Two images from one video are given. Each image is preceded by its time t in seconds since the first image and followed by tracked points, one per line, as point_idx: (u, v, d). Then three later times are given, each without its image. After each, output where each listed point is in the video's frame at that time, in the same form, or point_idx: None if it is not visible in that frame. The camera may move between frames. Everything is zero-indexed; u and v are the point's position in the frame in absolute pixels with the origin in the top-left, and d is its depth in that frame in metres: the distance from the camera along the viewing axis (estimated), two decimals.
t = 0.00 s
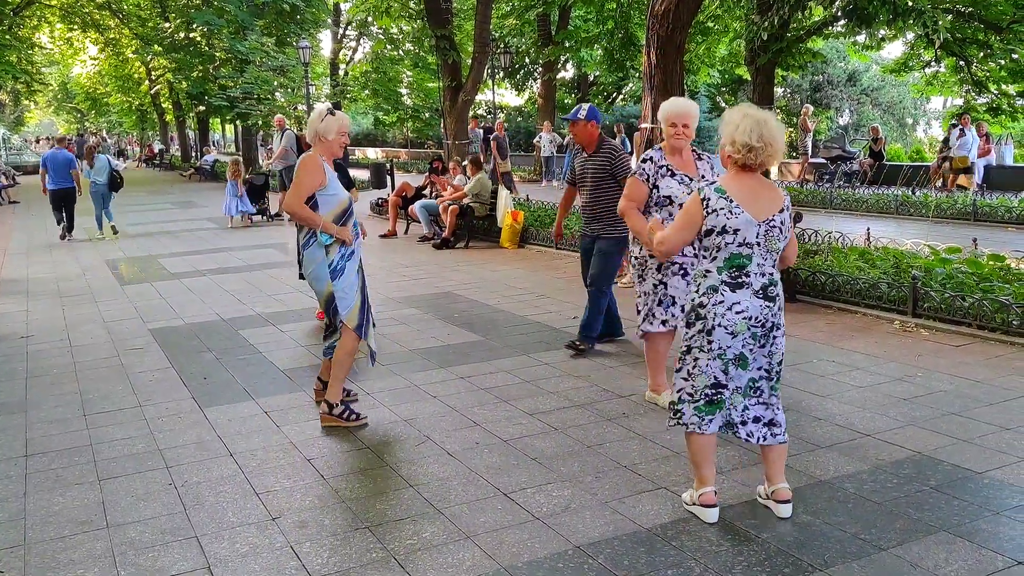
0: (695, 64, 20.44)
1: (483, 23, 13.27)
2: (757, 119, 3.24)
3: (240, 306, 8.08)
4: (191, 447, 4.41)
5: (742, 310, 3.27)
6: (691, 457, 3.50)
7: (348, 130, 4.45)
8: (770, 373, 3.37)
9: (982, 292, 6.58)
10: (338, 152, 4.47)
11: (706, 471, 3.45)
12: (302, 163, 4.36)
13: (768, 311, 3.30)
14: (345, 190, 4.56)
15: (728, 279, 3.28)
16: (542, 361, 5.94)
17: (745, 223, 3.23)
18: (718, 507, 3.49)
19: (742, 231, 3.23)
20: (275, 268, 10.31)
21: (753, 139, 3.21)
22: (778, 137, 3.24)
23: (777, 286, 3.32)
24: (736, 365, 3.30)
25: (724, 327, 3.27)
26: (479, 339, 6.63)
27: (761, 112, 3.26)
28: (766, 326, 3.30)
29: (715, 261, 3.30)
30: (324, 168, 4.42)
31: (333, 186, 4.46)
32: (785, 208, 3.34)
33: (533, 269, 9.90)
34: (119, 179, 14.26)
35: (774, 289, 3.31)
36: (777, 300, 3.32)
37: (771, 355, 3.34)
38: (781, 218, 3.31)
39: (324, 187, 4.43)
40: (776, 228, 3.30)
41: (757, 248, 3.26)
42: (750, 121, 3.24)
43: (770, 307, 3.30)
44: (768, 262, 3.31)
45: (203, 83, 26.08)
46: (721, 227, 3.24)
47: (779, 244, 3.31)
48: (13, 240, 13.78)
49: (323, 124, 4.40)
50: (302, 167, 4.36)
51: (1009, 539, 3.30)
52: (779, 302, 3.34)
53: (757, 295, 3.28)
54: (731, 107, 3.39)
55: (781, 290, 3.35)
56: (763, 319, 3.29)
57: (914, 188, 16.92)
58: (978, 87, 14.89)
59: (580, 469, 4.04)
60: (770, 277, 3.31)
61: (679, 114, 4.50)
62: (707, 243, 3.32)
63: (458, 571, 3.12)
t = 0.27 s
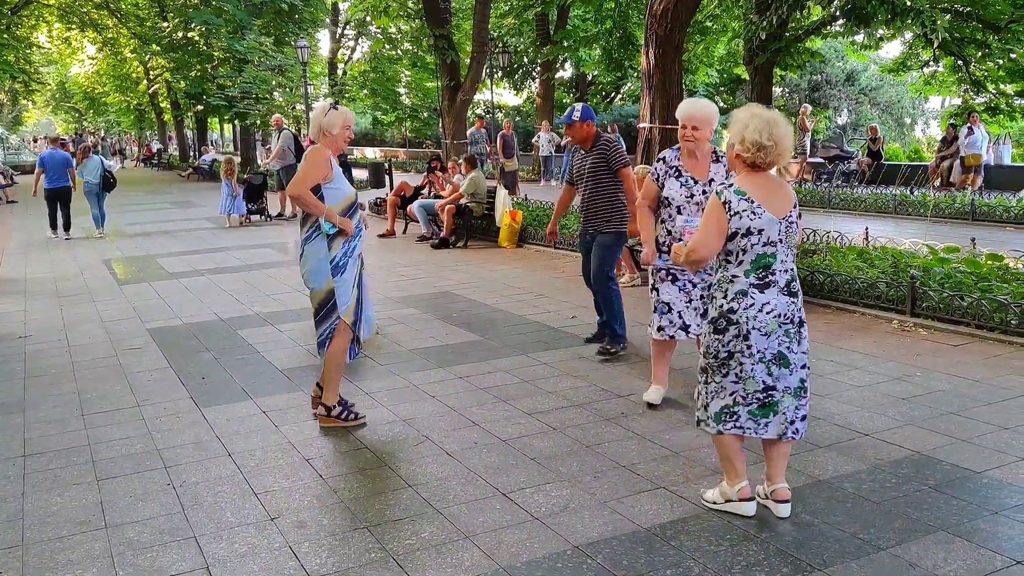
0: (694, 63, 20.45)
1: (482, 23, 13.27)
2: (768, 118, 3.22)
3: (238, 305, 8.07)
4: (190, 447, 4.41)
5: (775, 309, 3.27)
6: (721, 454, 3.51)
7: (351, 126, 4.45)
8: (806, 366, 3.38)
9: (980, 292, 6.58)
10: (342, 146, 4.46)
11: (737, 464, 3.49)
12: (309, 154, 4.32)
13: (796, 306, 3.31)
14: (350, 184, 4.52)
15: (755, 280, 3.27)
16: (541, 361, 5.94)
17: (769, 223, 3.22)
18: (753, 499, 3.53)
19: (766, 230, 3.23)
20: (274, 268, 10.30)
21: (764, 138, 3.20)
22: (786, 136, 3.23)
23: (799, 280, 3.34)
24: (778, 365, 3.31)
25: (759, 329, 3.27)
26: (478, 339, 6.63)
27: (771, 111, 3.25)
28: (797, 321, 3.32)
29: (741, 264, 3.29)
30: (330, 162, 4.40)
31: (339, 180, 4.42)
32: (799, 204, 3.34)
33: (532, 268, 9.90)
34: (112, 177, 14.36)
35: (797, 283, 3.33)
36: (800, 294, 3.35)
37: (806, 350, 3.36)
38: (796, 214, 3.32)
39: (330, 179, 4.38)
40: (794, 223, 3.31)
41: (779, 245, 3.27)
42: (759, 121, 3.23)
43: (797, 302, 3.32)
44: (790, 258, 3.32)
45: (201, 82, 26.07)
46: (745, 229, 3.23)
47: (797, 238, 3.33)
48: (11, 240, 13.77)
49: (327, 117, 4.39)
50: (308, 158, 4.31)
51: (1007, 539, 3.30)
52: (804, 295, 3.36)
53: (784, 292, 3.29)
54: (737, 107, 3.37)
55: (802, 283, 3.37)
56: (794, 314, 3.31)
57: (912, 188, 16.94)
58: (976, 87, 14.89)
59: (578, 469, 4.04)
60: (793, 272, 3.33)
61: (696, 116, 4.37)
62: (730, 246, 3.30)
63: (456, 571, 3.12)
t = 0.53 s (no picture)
0: (692, 63, 20.46)
1: (480, 23, 13.26)
2: (768, 121, 3.21)
3: (236, 305, 8.07)
4: (188, 447, 4.40)
5: (777, 310, 3.28)
6: (710, 453, 3.51)
7: (362, 131, 4.36)
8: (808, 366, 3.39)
9: (979, 292, 6.58)
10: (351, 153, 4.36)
11: (726, 468, 3.47)
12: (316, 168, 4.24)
13: (797, 306, 3.33)
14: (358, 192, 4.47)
15: (757, 281, 3.27)
16: (539, 361, 5.94)
17: (770, 223, 3.23)
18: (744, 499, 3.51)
19: (767, 230, 3.24)
20: (272, 268, 10.30)
21: (765, 144, 3.19)
22: (787, 138, 3.21)
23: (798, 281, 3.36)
24: (783, 365, 3.30)
25: (761, 329, 3.27)
26: (476, 339, 6.62)
27: (771, 114, 3.23)
28: (799, 321, 3.33)
29: (742, 265, 3.28)
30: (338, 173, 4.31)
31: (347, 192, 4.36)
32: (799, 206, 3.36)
33: (530, 268, 9.89)
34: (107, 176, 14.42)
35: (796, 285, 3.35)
36: (798, 295, 3.37)
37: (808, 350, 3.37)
38: (796, 216, 3.33)
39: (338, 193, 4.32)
40: (794, 225, 3.32)
41: (779, 245, 3.28)
42: (760, 124, 3.22)
43: (798, 303, 3.34)
44: (789, 259, 3.34)
45: (199, 82, 26.04)
46: (747, 228, 3.22)
47: (796, 240, 3.35)
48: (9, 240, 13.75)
49: (339, 122, 4.29)
50: (317, 173, 4.23)
51: (1006, 539, 3.30)
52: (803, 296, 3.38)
53: (786, 293, 3.31)
54: (738, 109, 3.35)
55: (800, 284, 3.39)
56: (797, 315, 3.32)
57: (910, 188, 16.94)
58: (974, 87, 14.90)
59: (577, 469, 4.04)
60: (793, 273, 3.34)
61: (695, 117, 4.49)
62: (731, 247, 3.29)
63: (454, 571, 3.12)
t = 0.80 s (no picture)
0: (689, 64, 20.49)
1: (476, 23, 13.27)
2: (749, 121, 3.21)
3: (234, 305, 8.06)
4: (185, 447, 4.40)
5: (739, 310, 3.26)
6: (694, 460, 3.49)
7: (379, 130, 4.44)
8: (773, 371, 3.36)
9: (974, 292, 6.59)
10: (370, 151, 4.46)
11: (713, 473, 3.45)
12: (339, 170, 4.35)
13: (764, 310, 3.30)
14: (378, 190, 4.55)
15: (721, 279, 3.26)
16: (536, 361, 5.94)
17: (736, 223, 3.23)
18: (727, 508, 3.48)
19: (733, 230, 3.24)
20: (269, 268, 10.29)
21: (746, 142, 3.20)
22: (769, 138, 3.21)
23: (769, 284, 3.32)
24: (744, 366, 3.29)
25: (722, 328, 3.26)
26: (473, 339, 6.62)
27: (753, 114, 3.23)
28: (765, 325, 3.30)
29: (706, 262, 3.29)
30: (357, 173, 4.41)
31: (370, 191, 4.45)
32: (775, 210, 3.33)
33: (527, 269, 9.89)
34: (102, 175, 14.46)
35: (766, 288, 3.31)
36: (770, 298, 3.33)
37: (773, 355, 3.33)
38: (771, 220, 3.31)
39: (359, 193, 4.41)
40: (767, 228, 3.30)
41: (747, 246, 3.26)
42: (742, 125, 3.22)
43: (766, 306, 3.30)
44: (760, 261, 3.31)
45: (195, 82, 25.99)
46: (711, 227, 3.24)
47: (770, 244, 3.32)
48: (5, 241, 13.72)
49: (356, 122, 4.39)
50: (337, 176, 4.33)
51: (1002, 538, 3.31)
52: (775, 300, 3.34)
53: (752, 295, 3.28)
54: (726, 109, 3.36)
55: (773, 288, 3.35)
56: (762, 318, 3.29)
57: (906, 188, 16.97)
58: (970, 87, 14.93)
59: (574, 470, 4.04)
60: (763, 276, 3.31)
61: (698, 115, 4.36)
62: (697, 243, 3.31)
63: (451, 572, 3.12)
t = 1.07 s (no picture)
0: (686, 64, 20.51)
1: (474, 23, 13.26)
2: (746, 119, 3.21)
3: (231, 306, 8.06)
4: (183, 448, 4.40)
5: (720, 307, 3.26)
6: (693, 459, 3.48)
7: (392, 131, 4.49)
8: (748, 372, 3.36)
9: (971, 292, 6.60)
10: (383, 152, 4.52)
11: (711, 473, 3.43)
12: (354, 170, 4.41)
13: (747, 310, 3.29)
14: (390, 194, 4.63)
15: (707, 275, 3.27)
16: (534, 361, 5.94)
17: (722, 220, 3.24)
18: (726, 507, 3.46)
19: (719, 227, 3.24)
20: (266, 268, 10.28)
21: (741, 139, 3.20)
22: (767, 136, 3.22)
23: (756, 285, 3.30)
24: (716, 365, 3.30)
25: (703, 325, 3.27)
26: (471, 339, 6.62)
27: (751, 112, 3.22)
28: (745, 325, 3.29)
29: (694, 257, 3.31)
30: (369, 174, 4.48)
31: (382, 192, 4.55)
32: (767, 210, 3.30)
33: (524, 269, 9.89)
34: (93, 176, 14.51)
35: (752, 288, 3.29)
36: (758, 298, 3.31)
37: (749, 356, 3.33)
38: (762, 220, 3.29)
39: (371, 195, 4.50)
40: (756, 229, 3.27)
41: (733, 245, 3.25)
42: (738, 122, 3.22)
43: (749, 306, 3.29)
44: (747, 260, 3.28)
45: (192, 83, 25.95)
46: (699, 222, 3.26)
47: (761, 244, 3.29)
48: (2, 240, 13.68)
49: (370, 123, 4.43)
50: (351, 177, 4.41)
51: (999, 538, 3.31)
52: (759, 301, 3.32)
53: (735, 294, 3.27)
54: (726, 107, 3.37)
55: (761, 290, 3.33)
56: (742, 318, 3.28)
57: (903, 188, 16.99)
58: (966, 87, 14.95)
59: (573, 469, 4.04)
60: (750, 276, 3.29)
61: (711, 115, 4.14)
62: (687, 238, 3.33)
63: (450, 572, 3.11)
